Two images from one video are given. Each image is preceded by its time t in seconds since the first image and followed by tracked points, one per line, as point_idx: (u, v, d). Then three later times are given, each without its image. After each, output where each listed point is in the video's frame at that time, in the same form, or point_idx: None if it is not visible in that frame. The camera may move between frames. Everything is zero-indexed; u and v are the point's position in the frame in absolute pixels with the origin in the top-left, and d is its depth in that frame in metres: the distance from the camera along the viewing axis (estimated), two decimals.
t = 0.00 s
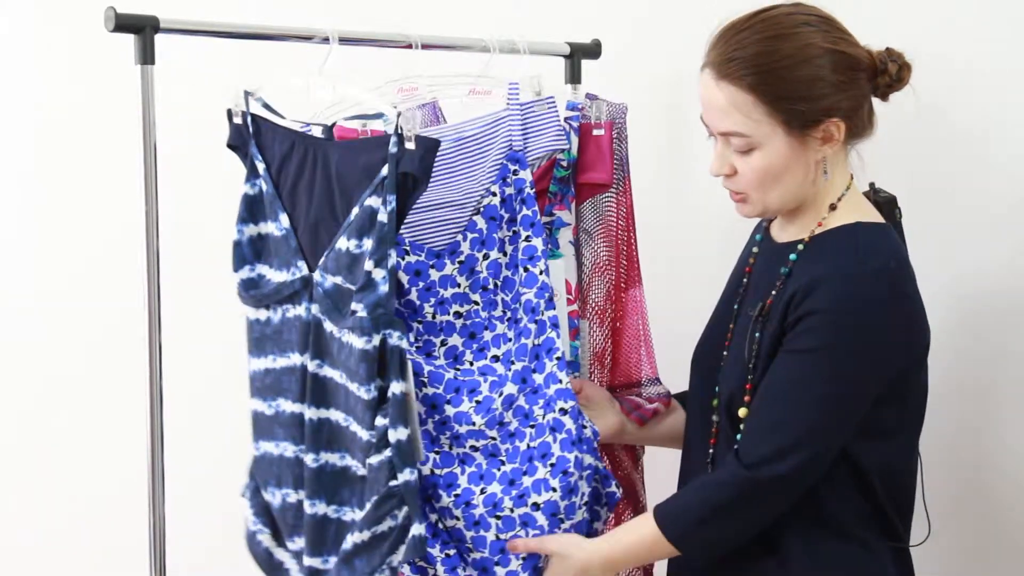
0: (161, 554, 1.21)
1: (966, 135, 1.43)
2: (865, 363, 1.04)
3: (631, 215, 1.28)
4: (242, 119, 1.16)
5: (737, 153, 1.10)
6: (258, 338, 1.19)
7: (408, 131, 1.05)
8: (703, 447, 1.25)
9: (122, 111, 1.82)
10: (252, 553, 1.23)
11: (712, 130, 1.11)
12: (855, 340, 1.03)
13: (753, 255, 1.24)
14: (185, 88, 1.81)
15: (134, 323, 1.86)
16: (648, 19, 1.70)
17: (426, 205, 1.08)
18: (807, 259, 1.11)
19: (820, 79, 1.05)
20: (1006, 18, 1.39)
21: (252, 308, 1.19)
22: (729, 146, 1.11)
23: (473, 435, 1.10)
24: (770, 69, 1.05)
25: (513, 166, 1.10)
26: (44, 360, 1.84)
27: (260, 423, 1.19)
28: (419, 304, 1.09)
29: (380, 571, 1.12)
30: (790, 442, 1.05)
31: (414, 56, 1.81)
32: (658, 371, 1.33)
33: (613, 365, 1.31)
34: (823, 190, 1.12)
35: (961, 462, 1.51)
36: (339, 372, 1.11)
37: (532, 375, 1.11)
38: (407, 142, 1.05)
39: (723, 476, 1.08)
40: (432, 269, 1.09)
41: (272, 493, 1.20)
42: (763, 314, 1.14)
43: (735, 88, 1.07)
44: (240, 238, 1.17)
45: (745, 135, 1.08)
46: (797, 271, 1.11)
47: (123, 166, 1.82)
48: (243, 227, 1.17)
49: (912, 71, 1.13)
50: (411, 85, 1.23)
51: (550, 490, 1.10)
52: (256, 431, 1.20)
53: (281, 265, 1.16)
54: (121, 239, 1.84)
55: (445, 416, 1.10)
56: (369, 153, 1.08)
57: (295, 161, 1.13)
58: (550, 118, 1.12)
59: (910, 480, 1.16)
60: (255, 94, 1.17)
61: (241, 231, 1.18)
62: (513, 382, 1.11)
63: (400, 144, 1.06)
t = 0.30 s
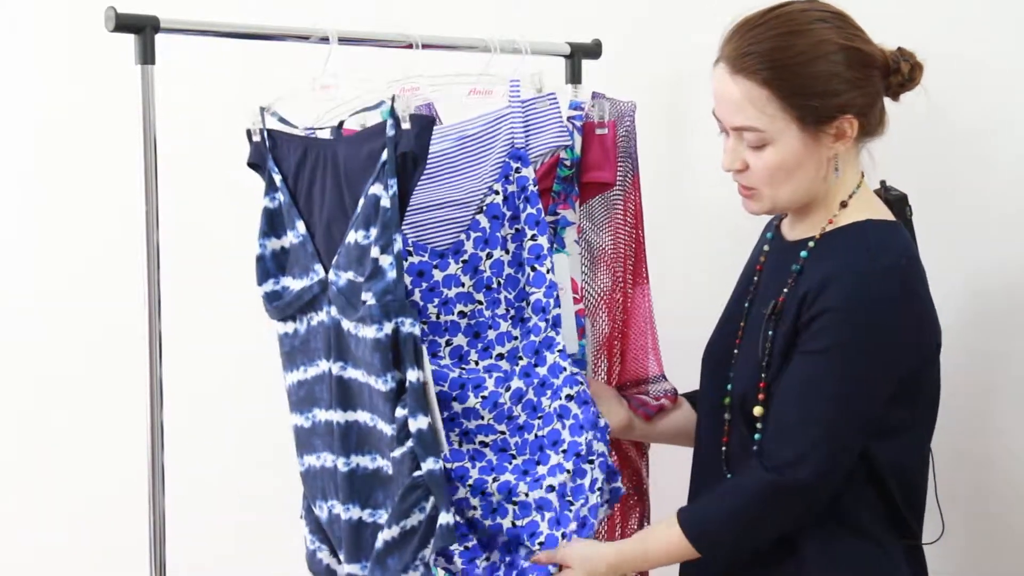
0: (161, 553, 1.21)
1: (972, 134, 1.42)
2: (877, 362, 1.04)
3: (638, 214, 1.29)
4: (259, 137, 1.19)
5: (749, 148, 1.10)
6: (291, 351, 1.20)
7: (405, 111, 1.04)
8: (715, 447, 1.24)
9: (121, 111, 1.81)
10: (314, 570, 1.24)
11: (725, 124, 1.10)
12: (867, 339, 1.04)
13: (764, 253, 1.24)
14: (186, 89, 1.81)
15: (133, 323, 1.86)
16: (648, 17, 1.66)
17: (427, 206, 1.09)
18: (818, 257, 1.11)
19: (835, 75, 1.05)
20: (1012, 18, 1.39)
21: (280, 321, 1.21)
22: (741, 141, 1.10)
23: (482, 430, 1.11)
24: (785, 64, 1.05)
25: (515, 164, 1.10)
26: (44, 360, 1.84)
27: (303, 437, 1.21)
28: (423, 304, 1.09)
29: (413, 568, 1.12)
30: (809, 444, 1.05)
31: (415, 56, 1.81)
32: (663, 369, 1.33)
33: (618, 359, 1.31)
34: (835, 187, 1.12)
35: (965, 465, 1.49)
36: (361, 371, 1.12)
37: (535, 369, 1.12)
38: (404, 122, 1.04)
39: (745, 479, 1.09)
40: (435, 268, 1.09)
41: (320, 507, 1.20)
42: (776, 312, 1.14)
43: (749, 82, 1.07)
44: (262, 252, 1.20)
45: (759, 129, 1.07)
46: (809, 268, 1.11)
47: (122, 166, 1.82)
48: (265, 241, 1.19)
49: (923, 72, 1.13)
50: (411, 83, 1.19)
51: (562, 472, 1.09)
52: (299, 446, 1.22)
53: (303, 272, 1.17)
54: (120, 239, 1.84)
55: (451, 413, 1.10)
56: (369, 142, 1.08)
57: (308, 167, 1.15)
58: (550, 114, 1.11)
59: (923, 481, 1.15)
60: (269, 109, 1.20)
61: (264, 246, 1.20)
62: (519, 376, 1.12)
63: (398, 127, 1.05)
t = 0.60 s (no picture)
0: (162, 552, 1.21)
1: (974, 133, 1.40)
2: (904, 358, 1.04)
3: (643, 212, 1.29)
4: (260, 137, 1.19)
5: (768, 143, 1.09)
6: (279, 351, 1.19)
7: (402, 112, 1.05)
8: (732, 448, 1.23)
9: (120, 111, 1.80)
10: None
11: (743, 119, 1.09)
12: (890, 334, 1.03)
13: (776, 255, 1.23)
14: (186, 89, 1.81)
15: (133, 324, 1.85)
16: (648, 36, 1.66)
17: (429, 206, 1.08)
18: (838, 255, 1.10)
19: (852, 66, 1.05)
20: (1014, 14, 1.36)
21: (273, 321, 1.19)
22: (759, 136, 1.09)
23: (484, 430, 1.10)
24: (802, 56, 1.05)
25: (516, 166, 1.10)
26: (44, 360, 1.83)
27: (282, 439, 1.19)
28: (423, 303, 1.08)
29: (386, 571, 1.07)
30: (847, 442, 1.04)
31: (417, 56, 1.80)
32: (669, 368, 1.31)
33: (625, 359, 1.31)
34: (852, 183, 1.12)
35: (969, 465, 1.46)
36: (349, 371, 1.09)
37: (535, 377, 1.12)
38: (402, 121, 1.05)
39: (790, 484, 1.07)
40: (436, 269, 1.08)
41: (293, 510, 1.18)
42: (797, 311, 1.13)
43: (768, 76, 1.06)
44: (258, 252, 1.19)
45: (779, 123, 1.06)
46: (830, 266, 1.11)
47: (121, 166, 1.82)
48: (261, 241, 1.18)
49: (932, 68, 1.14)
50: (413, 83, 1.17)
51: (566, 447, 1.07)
52: (279, 446, 1.20)
53: (297, 272, 1.16)
54: (119, 239, 1.83)
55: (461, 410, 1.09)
56: (371, 141, 1.08)
57: (307, 168, 1.14)
58: (551, 117, 1.11)
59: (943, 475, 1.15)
60: (268, 109, 1.20)
61: (259, 246, 1.19)
62: (519, 381, 1.11)
63: (394, 125, 1.05)
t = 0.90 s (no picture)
0: (161, 553, 1.20)
1: (974, 133, 1.40)
2: (916, 354, 1.03)
3: (642, 213, 1.28)
4: (241, 121, 1.16)
5: (779, 142, 1.08)
6: (244, 339, 1.18)
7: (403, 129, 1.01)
8: (739, 449, 1.22)
9: (122, 111, 1.79)
10: (225, 559, 1.20)
11: (754, 117, 1.08)
12: (904, 330, 1.03)
13: (781, 257, 1.22)
14: (185, 89, 1.81)
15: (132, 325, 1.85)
16: (648, 37, 1.66)
17: (429, 206, 1.08)
18: (850, 254, 1.10)
19: (863, 65, 1.05)
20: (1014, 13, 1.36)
21: (240, 309, 1.18)
22: (770, 135, 1.08)
23: (484, 428, 1.07)
24: (814, 54, 1.04)
25: (516, 167, 1.09)
26: (44, 360, 1.83)
27: (239, 425, 1.18)
28: (422, 302, 1.08)
29: None
30: (862, 439, 1.03)
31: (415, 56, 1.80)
32: (667, 370, 1.31)
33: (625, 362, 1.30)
34: (863, 183, 1.11)
35: (971, 463, 1.46)
36: (320, 373, 1.09)
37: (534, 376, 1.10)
38: (400, 139, 1.01)
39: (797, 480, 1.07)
40: (435, 268, 1.08)
41: (246, 497, 1.17)
42: (810, 308, 1.12)
43: (779, 74, 1.06)
44: (232, 238, 1.17)
45: (790, 121, 1.06)
46: (842, 263, 1.10)
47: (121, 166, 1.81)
48: (235, 227, 1.17)
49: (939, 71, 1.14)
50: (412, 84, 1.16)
51: (573, 447, 1.07)
52: (235, 433, 1.19)
53: (271, 264, 1.15)
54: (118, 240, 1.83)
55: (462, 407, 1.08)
56: (370, 148, 1.05)
57: (291, 163, 1.13)
58: (551, 119, 1.10)
59: (952, 473, 1.14)
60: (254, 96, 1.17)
61: (233, 232, 1.17)
62: (518, 380, 1.09)
63: (392, 141, 1.02)
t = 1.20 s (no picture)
0: (161, 552, 1.20)
1: (973, 134, 1.41)
2: (914, 355, 1.03)
3: (641, 212, 1.29)
4: (234, 117, 1.16)
5: (775, 136, 1.08)
6: (238, 335, 1.17)
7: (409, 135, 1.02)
8: (736, 449, 1.22)
9: (122, 111, 1.80)
10: (217, 552, 1.20)
11: (752, 110, 1.08)
12: (903, 330, 1.03)
13: (780, 259, 1.22)
14: (184, 89, 1.80)
15: (132, 324, 1.85)
16: (648, 38, 1.66)
17: (428, 205, 1.08)
18: (848, 256, 1.10)
19: (864, 64, 1.04)
20: (1012, 15, 1.37)
21: (234, 305, 1.17)
22: (767, 128, 1.09)
23: (481, 428, 1.07)
24: (815, 50, 1.04)
25: (514, 168, 1.09)
26: (43, 361, 1.83)
27: (234, 420, 1.18)
28: (418, 303, 1.08)
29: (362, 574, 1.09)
30: (860, 441, 1.03)
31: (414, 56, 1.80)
32: (665, 371, 1.31)
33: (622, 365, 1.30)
34: (862, 185, 1.11)
35: (967, 461, 1.47)
36: (324, 373, 1.09)
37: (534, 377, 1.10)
38: (406, 143, 1.02)
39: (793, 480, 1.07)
40: (432, 268, 1.08)
41: (243, 493, 1.16)
42: (808, 309, 1.12)
43: (779, 67, 1.06)
44: (226, 235, 1.16)
45: (786, 114, 1.06)
46: (840, 265, 1.10)
47: (121, 166, 1.81)
48: (230, 223, 1.16)
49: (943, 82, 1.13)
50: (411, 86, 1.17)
51: (569, 447, 1.06)
52: (230, 428, 1.18)
53: (267, 262, 1.15)
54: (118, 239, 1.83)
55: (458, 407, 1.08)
56: (371, 150, 1.06)
57: (289, 161, 1.13)
58: (548, 119, 1.11)
59: (949, 473, 1.14)
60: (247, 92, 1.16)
61: (227, 229, 1.16)
62: (513, 381, 1.09)
63: (398, 145, 1.03)
